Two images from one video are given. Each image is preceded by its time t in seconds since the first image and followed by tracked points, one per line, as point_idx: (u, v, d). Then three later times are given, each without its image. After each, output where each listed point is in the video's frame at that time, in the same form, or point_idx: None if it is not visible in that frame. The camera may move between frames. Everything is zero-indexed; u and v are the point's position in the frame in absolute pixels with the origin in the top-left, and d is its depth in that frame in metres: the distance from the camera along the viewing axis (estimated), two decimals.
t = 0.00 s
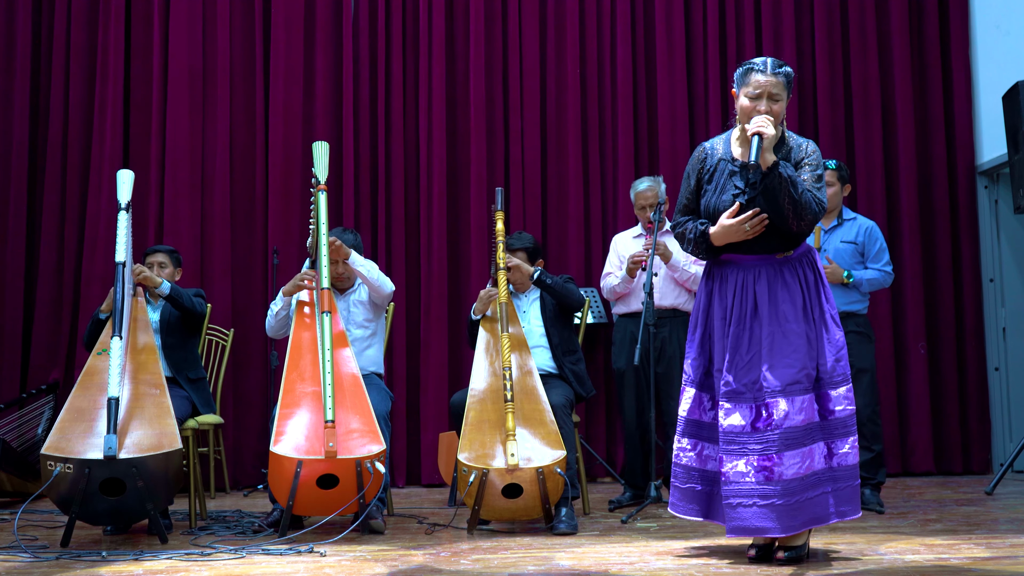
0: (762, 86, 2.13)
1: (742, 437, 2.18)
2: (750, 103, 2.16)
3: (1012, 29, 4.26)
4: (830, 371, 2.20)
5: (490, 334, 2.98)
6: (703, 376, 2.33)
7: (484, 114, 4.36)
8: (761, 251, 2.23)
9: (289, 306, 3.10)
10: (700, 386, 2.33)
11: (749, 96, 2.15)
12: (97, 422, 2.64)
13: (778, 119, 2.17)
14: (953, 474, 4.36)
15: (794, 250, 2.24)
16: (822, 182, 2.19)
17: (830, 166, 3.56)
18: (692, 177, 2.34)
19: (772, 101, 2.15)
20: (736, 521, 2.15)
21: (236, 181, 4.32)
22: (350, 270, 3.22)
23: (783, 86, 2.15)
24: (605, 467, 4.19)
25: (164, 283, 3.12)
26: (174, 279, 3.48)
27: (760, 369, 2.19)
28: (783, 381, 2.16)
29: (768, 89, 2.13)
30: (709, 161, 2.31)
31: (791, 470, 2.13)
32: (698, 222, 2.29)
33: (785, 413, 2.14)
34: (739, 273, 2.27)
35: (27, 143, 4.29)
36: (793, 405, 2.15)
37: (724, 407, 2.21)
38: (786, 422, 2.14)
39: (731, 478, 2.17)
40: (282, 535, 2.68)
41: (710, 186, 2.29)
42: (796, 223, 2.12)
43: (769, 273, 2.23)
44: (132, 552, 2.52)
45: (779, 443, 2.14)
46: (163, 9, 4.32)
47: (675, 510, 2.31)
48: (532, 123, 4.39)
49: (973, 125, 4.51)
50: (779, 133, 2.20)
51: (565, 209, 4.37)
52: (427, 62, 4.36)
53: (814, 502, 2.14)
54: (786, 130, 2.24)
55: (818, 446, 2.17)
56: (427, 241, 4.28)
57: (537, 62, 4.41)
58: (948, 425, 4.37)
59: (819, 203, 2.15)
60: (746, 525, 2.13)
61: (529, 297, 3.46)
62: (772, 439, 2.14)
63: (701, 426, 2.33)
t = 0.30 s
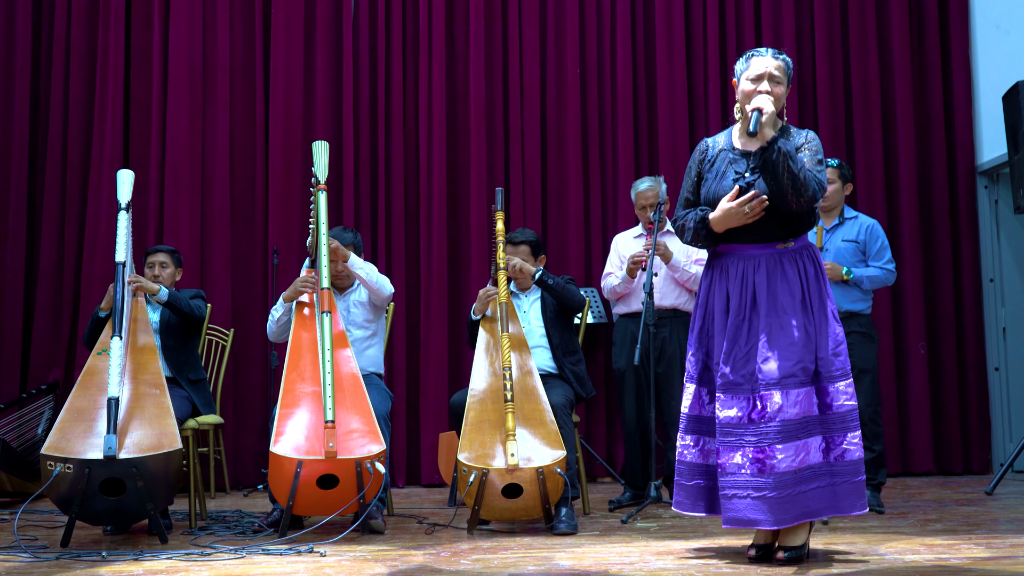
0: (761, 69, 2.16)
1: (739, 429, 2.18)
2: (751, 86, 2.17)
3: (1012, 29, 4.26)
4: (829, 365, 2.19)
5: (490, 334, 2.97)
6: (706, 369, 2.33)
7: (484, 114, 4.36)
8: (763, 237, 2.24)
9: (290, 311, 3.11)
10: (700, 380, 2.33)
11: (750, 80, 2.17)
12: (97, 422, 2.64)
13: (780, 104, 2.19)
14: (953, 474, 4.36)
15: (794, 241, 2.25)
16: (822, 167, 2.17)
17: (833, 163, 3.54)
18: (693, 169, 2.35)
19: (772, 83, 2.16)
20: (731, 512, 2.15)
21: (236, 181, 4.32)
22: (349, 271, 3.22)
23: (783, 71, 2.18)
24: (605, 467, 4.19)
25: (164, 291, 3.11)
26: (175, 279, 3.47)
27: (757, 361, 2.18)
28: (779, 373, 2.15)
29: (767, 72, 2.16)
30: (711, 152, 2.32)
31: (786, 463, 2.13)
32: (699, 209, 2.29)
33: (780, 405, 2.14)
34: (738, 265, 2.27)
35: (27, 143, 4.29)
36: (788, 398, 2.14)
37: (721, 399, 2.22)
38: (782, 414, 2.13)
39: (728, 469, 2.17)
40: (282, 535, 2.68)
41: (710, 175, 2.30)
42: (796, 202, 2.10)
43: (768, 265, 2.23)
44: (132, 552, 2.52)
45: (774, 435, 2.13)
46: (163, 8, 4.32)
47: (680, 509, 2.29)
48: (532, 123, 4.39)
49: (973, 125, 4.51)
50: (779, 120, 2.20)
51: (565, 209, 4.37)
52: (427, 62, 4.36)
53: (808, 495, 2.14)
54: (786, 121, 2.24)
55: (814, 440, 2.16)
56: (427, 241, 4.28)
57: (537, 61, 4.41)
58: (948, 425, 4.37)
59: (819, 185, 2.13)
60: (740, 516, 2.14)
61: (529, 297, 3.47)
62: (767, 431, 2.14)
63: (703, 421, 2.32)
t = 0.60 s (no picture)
0: (759, 62, 2.17)
1: (743, 419, 2.17)
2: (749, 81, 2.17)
3: (1012, 29, 4.26)
4: (831, 354, 2.16)
5: (490, 335, 2.97)
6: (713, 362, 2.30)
7: (484, 114, 4.36)
8: (767, 220, 2.24)
9: (289, 312, 3.10)
10: (707, 376, 2.28)
11: (748, 72, 2.18)
12: (97, 422, 2.64)
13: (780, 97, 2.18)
14: (953, 474, 4.36)
15: (796, 225, 2.25)
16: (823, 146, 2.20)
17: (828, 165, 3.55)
18: (695, 168, 2.38)
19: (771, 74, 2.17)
20: (737, 502, 2.15)
21: (236, 181, 4.32)
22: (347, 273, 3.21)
23: (781, 63, 2.19)
24: (605, 467, 4.19)
25: (164, 293, 3.11)
26: (176, 279, 3.47)
27: (759, 350, 2.17)
28: (780, 361, 2.14)
29: (764, 63, 2.17)
30: (713, 150, 2.35)
31: (786, 452, 2.11)
32: (701, 201, 2.30)
33: (780, 393, 2.12)
34: (740, 255, 2.27)
35: (27, 143, 4.29)
36: (789, 386, 2.12)
37: (727, 389, 2.21)
38: (782, 402, 2.12)
39: (733, 459, 2.17)
40: (282, 535, 2.68)
41: (712, 167, 2.32)
42: (799, 168, 2.11)
43: (769, 253, 2.22)
44: (132, 552, 2.52)
45: (776, 423, 2.12)
46: (163, 8, 4.32)
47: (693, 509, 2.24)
48: (532, 123, 4.39)
49: (973, 124, 4.51)
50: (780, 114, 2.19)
51: (565, 209, 4.37)
52: (427, 62, 4.36)
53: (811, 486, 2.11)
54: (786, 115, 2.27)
55: (818, 431, 2.13)
56: (427, 241, 4.28)
57: (537, 61, 4.41)
58: (948, 425, 4.37)
59: (821, 158, 2.15)
60: (745, 507, 2.13)
61: (529, 297, 3.47)
62: (770, 419, 2.12)
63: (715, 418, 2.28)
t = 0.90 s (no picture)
0: (760, 66, 2.18)
1: (747, 414, 2.16)
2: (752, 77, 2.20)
3: (1012, 29, 4.26)
4: (833, 349, 2.16)
5: (490, 335, 2.98)
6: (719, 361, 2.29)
7: (484, 113, 4.36)
8: (771, 217, 2.24)
9: (290, 309, 3.09)
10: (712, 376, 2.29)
11: (749, 78, 2.19)
12: (97, 422, 2.64)
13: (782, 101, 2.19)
14: (953, 474, 4.36)
15: (799, 223, 2.25)
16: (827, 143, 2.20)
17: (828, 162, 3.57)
18: (700, 167, 2.39)
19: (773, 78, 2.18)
20: (741, 498, 2.13)
21: (236, 181, 4.32)
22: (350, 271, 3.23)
23: (783, 67, 2.20)
24: (605, 467, 4.19)
25: (164, 297, 3.11)
26: (176, 279, 3.47)
27: (762, 344, 2.17)
28: (783, 355, 2.13)
29: (766, 68, 2.17)
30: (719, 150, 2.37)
31: (791, 445, 2.09)
32: (704, 200, 2.33)
33: (784, 387, 2.12)
34: (741, 252, 2.27)
35: (27, 142, 4.29)
36: (793, 378, 2.12)
37: (731, 384, 2.20)
38: (786, 396, 2.11)
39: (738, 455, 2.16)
40: (282, 535, 2.68)
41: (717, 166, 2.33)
42: (803, 165, 2.11)
43: (771, 250, 2.23)
44: (132, 552, 2.52)
45: (780, 417, 2.11)
46: (163, 8, 4.32)
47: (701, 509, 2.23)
48: (532, 123, 4.39)
49: (974, 124, 4.51)
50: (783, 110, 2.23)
51: (565, 208, 4.37)
52: (427, 61, 4.36)
53: (815, 482, 2.09)
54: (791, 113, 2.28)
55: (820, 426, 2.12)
56: (427, 241, 4.28)
57: (537, 61, 4.41)
58: (948, 425, 4.37)
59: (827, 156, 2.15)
60: (750, 503, 2.10)
61: (529, 296, 3.49)
62: (774, 413, 2.12)
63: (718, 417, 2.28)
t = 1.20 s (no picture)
0: (763, 67, 2.18)
1: (744, 415, 2.16)
2: (754, 80, 2.20)
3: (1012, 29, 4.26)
4: (832, 353, 2.16)
5: (490, 335, 2.98)
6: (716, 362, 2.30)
7: (484, 113, 4.36)
8: (772, 217, 2.24)
9: (289, 310, 3.10)
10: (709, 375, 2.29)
11: (752, 78, 2.19)
12: (97, 422, 2.64)
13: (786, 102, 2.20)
14: (953, 474, 4.36)
15: (800, 225, 2.25)
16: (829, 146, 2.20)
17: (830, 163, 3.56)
18: (702, 166, 2.39)
19: (776, 79, 2.19)
20: (735, 497, 2.13)
21: (236, 181, 4.32)
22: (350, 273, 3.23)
23: (786, 69, 2.21)
24: (605, 467, 4.19)
25: (164, 301, 3.10)
26: (175, 279, 3.47)
27: (761, 344, 2.17)
28: (783, 356, 2.14)
29: (769, 68, 2.18)
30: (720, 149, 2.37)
31: (788, 447, 2.09)
32: (705, 199, 2.33)
33: (783, 388, 2.12)
34: (741, 251, 2.27)
35: (27, 142, 4.29)
36: (793, 381, 2.12)
37: (727, 384, 2.20)
38: (784, 398, 2.11)
39: (732, 455, 2.15)
40: (282, 535, 2.68)
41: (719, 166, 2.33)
42: (804, 171, 2.12)
43: (772, 250, 2.23)
44: (132, 552, 2.52)
45: (778, 418, 2.11)
46: (163, 8, 4.32)
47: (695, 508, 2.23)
48: (532, 123, 4.39)
49: (973, 124, 4.51)
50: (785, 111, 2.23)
51: (565, 208, 4.37)
52: (427, 61, 4.36)
53: (809, 485, 2.09)
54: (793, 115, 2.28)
55: (817, 429, 2.13)
56: (427, 241, 4.28)
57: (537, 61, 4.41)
58: (948, 425, 4.37)
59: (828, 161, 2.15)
60: (744, 503, 2.11)
61: (529, 296, 3.49)
62: (772, 414, 2.12)
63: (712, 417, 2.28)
